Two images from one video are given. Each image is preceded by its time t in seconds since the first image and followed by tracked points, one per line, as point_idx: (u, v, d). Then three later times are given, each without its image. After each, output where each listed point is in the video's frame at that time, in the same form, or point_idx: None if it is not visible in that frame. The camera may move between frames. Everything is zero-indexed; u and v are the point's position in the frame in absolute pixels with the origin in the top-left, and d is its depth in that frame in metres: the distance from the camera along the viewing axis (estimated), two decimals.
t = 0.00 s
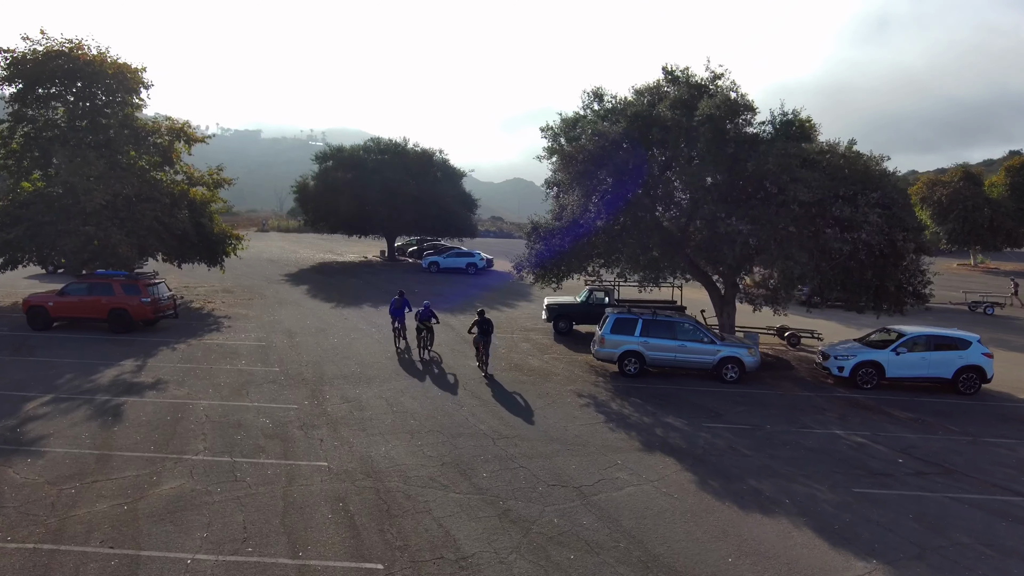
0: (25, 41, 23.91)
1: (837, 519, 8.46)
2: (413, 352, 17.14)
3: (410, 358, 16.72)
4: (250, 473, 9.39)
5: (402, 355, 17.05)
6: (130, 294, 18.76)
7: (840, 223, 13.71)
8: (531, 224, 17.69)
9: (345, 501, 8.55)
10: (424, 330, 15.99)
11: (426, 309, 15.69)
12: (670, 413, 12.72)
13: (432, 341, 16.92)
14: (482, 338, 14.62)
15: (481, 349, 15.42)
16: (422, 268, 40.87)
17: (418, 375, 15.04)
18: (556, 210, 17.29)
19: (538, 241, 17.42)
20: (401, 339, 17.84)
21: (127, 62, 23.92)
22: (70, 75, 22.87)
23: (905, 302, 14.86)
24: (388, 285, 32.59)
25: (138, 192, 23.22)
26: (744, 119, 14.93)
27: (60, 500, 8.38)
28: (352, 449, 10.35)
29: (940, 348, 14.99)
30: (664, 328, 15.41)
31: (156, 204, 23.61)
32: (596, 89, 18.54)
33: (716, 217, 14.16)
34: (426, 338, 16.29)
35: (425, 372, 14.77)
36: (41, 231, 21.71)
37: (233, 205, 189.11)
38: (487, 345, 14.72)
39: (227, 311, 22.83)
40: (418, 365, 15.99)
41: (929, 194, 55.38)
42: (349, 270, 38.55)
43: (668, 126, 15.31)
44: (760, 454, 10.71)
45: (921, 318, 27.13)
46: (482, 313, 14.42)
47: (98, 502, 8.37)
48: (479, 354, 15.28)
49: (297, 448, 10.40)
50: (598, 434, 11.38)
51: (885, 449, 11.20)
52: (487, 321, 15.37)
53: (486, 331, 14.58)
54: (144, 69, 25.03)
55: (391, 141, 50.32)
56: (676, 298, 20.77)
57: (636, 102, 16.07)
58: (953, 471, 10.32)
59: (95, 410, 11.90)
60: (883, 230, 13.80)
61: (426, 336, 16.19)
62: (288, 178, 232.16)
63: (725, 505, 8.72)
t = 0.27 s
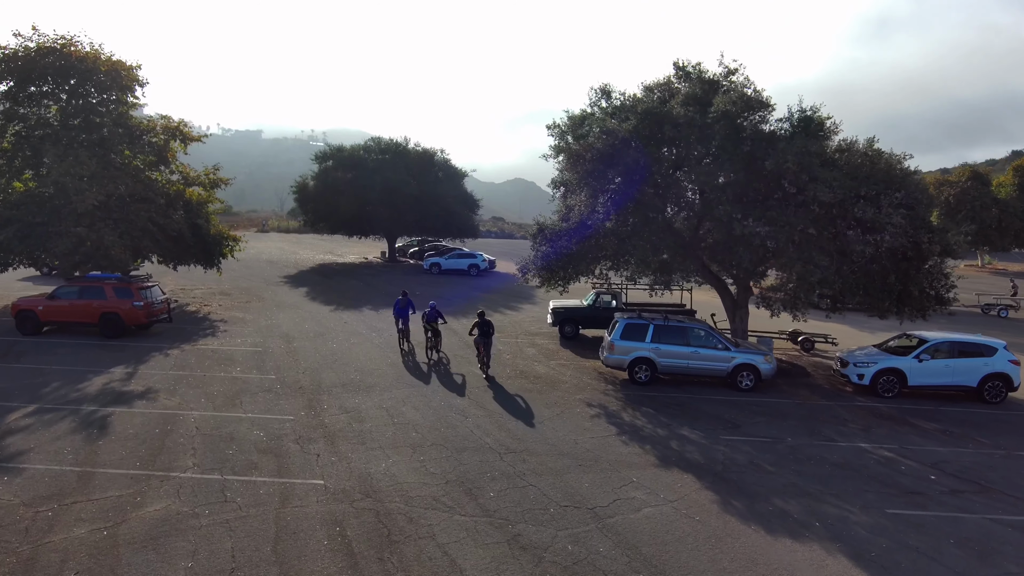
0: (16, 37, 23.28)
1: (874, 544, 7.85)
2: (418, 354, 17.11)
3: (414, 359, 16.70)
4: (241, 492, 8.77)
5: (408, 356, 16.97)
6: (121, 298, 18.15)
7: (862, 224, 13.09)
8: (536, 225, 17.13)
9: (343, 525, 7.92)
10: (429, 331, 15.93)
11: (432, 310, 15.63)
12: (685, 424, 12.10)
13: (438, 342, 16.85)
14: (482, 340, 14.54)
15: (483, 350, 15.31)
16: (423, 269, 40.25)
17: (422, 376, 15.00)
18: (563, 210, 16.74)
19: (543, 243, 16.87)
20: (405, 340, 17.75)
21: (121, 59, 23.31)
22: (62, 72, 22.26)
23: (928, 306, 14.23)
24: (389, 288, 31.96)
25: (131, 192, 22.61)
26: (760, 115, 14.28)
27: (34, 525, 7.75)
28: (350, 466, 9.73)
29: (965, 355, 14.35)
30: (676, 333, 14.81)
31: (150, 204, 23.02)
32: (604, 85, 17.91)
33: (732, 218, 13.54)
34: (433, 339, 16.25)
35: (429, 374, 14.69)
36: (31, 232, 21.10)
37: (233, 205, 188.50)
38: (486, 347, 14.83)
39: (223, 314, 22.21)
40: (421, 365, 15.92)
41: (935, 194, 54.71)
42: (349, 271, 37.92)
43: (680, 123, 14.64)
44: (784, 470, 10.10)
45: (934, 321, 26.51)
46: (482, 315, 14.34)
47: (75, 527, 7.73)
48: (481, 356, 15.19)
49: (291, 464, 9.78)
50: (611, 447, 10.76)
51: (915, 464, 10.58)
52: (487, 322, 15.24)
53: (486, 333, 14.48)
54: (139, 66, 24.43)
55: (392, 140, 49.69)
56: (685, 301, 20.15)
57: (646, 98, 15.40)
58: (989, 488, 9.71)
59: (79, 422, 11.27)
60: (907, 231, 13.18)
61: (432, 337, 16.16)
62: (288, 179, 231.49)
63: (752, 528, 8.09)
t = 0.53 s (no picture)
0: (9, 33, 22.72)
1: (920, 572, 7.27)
2: (424, 355, 17.02)
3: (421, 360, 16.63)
4: (235, 514, 8.18)
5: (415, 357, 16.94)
6: (116, 302, 17.58)
7: (887, 225, 12.52)
8: (545, 227, 16.61)
9: (345, 552, 7.32)
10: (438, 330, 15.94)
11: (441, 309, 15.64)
12: (705, 437, 11.51)
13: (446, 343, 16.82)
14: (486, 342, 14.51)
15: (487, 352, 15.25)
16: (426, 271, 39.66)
17: (428, 378, 14.95)
18: (572, 212, 16.22)
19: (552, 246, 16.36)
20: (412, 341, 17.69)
21: (117, 55, 22.76)
22: (55, 69, 21.70)
23: (955, 312, 13.63)
24: (390, 289, 31.37)
25: (127, 193, 22.05)
26: (780, 112, 13.67)
27: (12, 553, 7.15)
28: (352, 484, 9.13)
29: (993, 363, 13.74)
30: (691, 340, 14.22)
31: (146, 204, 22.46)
32: (615, 83, 17.34)
33: (752, 219, 12.95)
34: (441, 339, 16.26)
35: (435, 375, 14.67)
36: (24, 234, 20.53)
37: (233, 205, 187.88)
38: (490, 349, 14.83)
39: (221, 318, 21.62)
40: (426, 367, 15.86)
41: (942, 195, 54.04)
42: (350, 273, 37.32)
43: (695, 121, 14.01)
44: (813, 488, 9.51)
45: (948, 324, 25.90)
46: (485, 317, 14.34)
47: (54, 555, 7.12)
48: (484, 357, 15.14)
49: (290, 482, 9.18)
50: (629, 463, 10.17)
51: (951, 480, 9.99)
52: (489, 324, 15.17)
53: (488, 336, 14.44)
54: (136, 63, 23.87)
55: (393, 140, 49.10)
56: (697, 305, 19.56)
57: (660, 95, 14.78)
58: None
59: (66, 435, 10.69)
60: (935, 233, 12.59)
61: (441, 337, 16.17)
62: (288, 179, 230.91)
63: (786, 555, 7.49)
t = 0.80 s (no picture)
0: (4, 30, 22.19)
1: None
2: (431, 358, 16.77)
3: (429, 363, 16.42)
4: (235, 538, 7.59)
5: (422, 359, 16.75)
6: (112, 305, 17.01)
7: (919, 226, 11.95)
8: (557, 228, 16.11)
9: None
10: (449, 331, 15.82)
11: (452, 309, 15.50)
12: (730, 450, 10.91)
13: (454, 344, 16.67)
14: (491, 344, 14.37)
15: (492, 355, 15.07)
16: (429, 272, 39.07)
17: (436, 379, 14.81)
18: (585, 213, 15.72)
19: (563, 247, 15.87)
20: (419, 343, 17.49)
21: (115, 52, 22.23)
22: (51, 66, 21.16)
23: (989, 318, 13.03)
24: (394, 291, 30.78)
25: (124, 192, 21.49)
26: (806, 108, 13.04)
27: None
28: (360, 503, 8.55)
29: None
30: (711, 346, 13.61)
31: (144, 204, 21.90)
32: (629, 80, 16.77)
33: (777, 219, 12.36)
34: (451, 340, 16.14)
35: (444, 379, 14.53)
36: (18, 235, 19.95)
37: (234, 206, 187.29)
38: (499, 351, 14.75)
39: (221, 321, 21.03)
40: (435, 368, 15.72)
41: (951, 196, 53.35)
42: (352, 274, 36.74)
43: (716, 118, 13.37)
44: (851, 507, 8.90)
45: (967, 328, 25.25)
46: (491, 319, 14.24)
47: None
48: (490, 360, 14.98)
49: (293, 501, 8.58)
50: (653, 479, 9.57)
51: (995, 498, 9.40)
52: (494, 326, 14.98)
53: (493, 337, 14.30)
54: (134, 60, 23.33)
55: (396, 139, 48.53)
56: (712, 309, 18.95)
57: (678, 91, 14.15)
58: None
59: (57, 449, 10.11)
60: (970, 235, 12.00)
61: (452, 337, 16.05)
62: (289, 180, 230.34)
63: None
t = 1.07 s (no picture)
0: None
1: None
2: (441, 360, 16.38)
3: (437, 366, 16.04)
4: (239, 568, 6.98)
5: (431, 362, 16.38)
6: (110, 309, 16.41)
7: (960, 227, 11.44)
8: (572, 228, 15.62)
9: None
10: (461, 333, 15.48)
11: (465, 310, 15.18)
12: (762, 465, 10.31)
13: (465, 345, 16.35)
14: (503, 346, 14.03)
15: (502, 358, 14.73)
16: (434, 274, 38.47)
17: (447, 383, 14.48)
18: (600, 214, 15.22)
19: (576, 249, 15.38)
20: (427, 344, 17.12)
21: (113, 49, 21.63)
22: (47, 63, 20.55)
23: None
24: (399, 294, 30.18)
25: (123, 192, 20.87)
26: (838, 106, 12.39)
27: None
28: (374, 528, 7.94)
29: None
30: (736, 353, 13.00)
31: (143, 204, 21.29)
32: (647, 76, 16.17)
33: (809, 220, 11.77)
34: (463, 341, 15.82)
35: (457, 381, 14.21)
36: (14, 237, 19.36)
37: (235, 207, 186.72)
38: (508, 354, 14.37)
39: (222, 325, 20.43)
40: (445, 371, 15.37)
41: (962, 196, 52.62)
42: (356, 276, 36.15)
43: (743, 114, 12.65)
44: (899, 530, 8.31)
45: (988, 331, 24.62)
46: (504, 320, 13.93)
47: None
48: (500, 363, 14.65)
49: (302, 525, 7.97)
50: (686, 499, 8.97)
51: None
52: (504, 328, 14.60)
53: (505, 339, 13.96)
54: (133, 57, 22.71)
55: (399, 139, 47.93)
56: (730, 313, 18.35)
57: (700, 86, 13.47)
58: None
59: (50, 466, 9.52)
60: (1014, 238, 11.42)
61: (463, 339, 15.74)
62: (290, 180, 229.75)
63: None
